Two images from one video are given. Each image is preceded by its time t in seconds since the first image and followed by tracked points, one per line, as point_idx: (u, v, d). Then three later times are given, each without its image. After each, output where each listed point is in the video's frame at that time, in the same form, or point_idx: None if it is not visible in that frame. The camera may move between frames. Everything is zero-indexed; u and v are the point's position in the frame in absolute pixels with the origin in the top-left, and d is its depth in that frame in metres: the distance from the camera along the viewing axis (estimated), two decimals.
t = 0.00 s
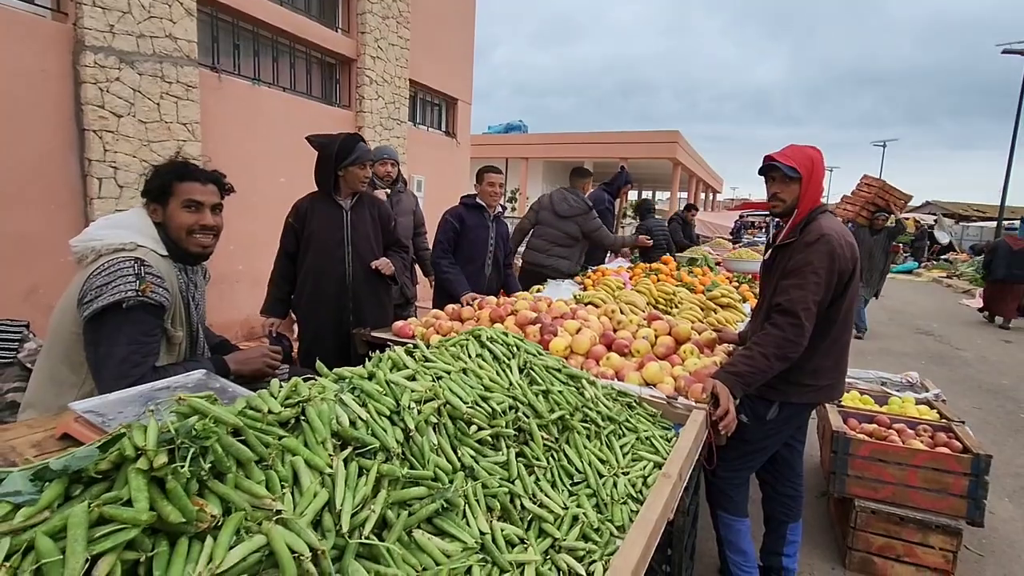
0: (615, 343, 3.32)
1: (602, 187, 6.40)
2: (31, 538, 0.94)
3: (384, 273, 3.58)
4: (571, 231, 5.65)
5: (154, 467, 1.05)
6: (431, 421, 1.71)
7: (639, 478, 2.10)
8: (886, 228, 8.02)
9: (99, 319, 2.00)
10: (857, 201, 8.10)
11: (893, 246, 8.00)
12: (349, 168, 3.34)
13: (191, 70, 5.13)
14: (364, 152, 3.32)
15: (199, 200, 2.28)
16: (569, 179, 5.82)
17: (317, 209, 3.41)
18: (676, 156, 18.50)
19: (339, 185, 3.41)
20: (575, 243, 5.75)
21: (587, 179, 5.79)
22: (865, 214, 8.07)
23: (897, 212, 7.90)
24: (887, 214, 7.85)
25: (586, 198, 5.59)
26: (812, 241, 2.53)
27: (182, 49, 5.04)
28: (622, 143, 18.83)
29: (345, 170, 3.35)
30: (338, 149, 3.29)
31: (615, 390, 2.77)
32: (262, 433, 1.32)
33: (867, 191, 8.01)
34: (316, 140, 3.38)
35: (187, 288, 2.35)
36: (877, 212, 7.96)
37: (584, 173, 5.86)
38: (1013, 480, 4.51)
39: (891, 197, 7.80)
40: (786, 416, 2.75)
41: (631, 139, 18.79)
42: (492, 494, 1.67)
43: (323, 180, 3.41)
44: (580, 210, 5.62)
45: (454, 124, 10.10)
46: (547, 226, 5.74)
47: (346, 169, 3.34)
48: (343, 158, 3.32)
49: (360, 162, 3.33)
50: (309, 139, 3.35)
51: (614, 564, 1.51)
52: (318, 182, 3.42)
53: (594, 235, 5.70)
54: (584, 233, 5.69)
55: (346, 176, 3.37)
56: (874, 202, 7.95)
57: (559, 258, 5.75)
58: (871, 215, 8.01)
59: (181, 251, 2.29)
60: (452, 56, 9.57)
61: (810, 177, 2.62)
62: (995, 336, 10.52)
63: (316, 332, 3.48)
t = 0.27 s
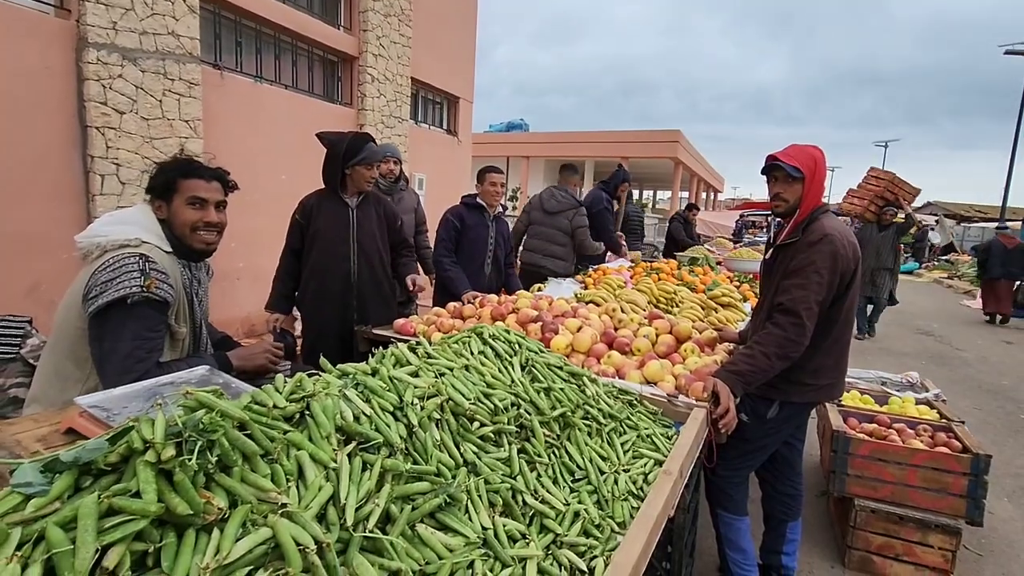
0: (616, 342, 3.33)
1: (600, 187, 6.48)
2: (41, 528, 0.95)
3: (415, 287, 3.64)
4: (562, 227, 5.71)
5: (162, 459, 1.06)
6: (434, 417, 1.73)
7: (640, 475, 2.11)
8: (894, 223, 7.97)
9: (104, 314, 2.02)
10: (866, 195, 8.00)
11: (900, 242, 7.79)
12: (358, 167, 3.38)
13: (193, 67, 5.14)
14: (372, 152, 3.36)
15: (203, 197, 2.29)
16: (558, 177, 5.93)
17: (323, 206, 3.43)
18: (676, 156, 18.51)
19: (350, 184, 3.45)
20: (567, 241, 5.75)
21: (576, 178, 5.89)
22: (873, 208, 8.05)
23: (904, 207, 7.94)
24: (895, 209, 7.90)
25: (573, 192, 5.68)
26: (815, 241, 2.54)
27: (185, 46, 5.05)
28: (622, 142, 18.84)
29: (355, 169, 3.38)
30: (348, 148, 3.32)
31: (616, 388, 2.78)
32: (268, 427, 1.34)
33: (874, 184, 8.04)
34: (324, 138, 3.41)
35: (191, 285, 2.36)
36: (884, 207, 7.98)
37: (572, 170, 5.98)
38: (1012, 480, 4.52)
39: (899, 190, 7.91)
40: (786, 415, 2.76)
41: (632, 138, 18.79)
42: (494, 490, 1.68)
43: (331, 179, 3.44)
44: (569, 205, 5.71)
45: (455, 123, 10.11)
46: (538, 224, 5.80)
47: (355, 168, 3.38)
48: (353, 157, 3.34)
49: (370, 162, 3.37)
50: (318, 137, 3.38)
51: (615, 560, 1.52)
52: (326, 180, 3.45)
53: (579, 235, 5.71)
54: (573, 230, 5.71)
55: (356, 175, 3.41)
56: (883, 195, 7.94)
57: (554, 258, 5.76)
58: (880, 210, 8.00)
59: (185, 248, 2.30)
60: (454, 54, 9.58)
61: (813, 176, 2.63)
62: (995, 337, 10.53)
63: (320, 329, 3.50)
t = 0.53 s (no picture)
0: (618, 339, 3.33)
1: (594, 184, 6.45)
2: (52, 514, 0.97)
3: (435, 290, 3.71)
4: (550, 221, 5.75)
5: (170, 448, 1.07)
6: (438, 410, 1.73)
7: (642, 470, 2.12)
8: (906, 227, 7.79)
9: (110, 307, 2.02)
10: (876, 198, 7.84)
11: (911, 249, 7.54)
12: (365, 161, 3.35)
13: (197, 63, 5.14)
14: (381, 146, 3.34)
15: (208, 191, 2.30)
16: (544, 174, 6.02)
17: (332, 202, 3.44)
18: (679, 155, 18.50)
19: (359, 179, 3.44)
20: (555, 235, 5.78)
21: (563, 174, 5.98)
22: (885, 211, 7.96)
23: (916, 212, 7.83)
24: (906, 213, 7.71)
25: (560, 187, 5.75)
26: (817, 240, 2.54)
27: (189, 43, 5.06)
28: (624, 141, 18.83)
29: (363, 163, 3.36)
30: (357, 144, 3.32)
31: (619, 384, 2.78)
32: (274, 418, 1.35)
33: (887, 187, 8.07)
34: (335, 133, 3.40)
35: (195, 278, 2.37)
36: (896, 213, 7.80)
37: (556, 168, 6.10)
38: (1013, 480, 4.52)
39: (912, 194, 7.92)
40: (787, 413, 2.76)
41: (634, 137, 18.78)
42: (497, 483, 1.69)
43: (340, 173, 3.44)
44: (557, 200, 5.76)
45: (458, 121, 10.11)
46: (527, 222, 5.88)
47: (362, 163, 3.36)
48: (361, 152, 3.34)
49: (378, 155, 3.34)
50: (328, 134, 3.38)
51: (617, 554, 1.52)
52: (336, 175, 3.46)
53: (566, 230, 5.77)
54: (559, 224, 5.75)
55: (364, 169, 3.38)
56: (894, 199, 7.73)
57: (544, 252, 5.80)
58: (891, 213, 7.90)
59: (189, 242, 2.31)
60: (457, 52, 9.58)
61: (814, 175, 2.63)
62: (997, 338, 10.53)
63: (326, 324, 3.52)
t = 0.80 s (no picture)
0: (621, 340, 3.33)
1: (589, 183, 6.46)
2: (60, 512, 0.97)
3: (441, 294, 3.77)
4: (533, 216, 5.95)
5: (176, 447, 1.08)
6: (442, 411, 1.74)
7: (645, 471, 2.12)
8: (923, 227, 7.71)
9: (115, 306, 2.03)
10: (892, 195, 7.70)
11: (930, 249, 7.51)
12: (376, 164, 3.36)
13: (201, 62, 5.16)
14: (392, 148, 3.35)
15: (212, 190, 2.31)
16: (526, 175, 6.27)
17: (339, 201, 3.45)
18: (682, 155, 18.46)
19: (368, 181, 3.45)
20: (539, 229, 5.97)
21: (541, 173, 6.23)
22: (901, 209, 7.74)
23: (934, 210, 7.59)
24: (924, 211, 7.60)
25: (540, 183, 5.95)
26: (819, 241, 2.54)
27: (193, 42, 5.07)
28: (627, 141, 18.80)
29: (372, 166, 3.37)
30: (367, 146, 3.33)
31: (621, 385, 2.78)
32: (279, 418, 1.36)
33: (903, 183, 7.54)
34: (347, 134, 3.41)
35: (199, 277, 2.38)
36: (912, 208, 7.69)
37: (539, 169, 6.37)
38: (1017, 483, 4.51)
39: (930, 191, 7.43)
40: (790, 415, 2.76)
41: (637, 137, 18.75)
42: (500, 484, 1.69)
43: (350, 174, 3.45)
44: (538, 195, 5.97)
45: (461, 120, 10.11)
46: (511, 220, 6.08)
47: (372, 165, 3.36)
48: (371, 153, 3.35)
49: (389, 159, 3.36)
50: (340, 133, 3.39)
51: (620, 555, 1.52)
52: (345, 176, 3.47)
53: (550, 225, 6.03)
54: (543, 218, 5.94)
55: (373, 172, 3.39)
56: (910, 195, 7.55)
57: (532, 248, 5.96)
58: (908, 211, 7.71)
59: (193, 240, 2.32)
60: (460, 51, 9.58)
61: (811, 175, 2.63)
62: (1002, 339, 10.49)
63: (332, 323, 3.54)
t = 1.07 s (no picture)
0: (624, 339, 3.33)
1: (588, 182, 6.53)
2: (68, 506, 0.97)
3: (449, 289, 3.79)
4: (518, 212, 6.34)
5: (183, 442, 1.08)
6: (446, 409, 1.74)
7: (648, 471, 2.11)
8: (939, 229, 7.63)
9: (120, 302, 2.04)
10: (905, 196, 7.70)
11: (947, 250, 7.45)
12: (387, 166, 3.36)
13: (206, 61, 5.17)
14: (406, 152, 3.36)
15: (218, 187, 2.32)
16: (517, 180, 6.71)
17: (349, 199, 3.46)
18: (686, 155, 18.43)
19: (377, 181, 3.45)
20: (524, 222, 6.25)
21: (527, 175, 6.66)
22: (916, 210, 7.67)
23: (952, 210, 7.64)
24: (939, 212, 7.57)
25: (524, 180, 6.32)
26: (820, 241, 2.54)
27: (198, 40, 5.08)
28: (631, 141, 18.77)
29: (383, 168, 3.37)
30: (381, 147, 3.33)
31: (625, 384, 2.78)
32: (284, 414, 1.36)
33: (918, 182, 7.59)
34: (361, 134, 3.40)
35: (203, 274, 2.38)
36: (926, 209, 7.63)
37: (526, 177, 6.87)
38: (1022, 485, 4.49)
39: (947, 189, 7.48)
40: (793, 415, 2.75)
41: (641, 136, 18.73)
42: (504, 482, 1.69)
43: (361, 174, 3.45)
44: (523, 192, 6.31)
45: (465, 120, 10.12)
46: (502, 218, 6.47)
47: (384, 167, 3.37)
48: (383, 156, 3.34)
49: (401, 163, 3.36)
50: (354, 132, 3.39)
51: (624, 554, 1.52)
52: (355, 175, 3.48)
53: (535, 215, 6.50)
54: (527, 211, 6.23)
55: (385, 174, 3.40)
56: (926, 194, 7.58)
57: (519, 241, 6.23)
58: (923, 212, 7.64)
59: (197, 238, 2.32)
60: (464, 51, 9.58)
61: (806, 176, 2.65)
62: (1006, 341, 10.45)
63: (339, 322, 3.54)
